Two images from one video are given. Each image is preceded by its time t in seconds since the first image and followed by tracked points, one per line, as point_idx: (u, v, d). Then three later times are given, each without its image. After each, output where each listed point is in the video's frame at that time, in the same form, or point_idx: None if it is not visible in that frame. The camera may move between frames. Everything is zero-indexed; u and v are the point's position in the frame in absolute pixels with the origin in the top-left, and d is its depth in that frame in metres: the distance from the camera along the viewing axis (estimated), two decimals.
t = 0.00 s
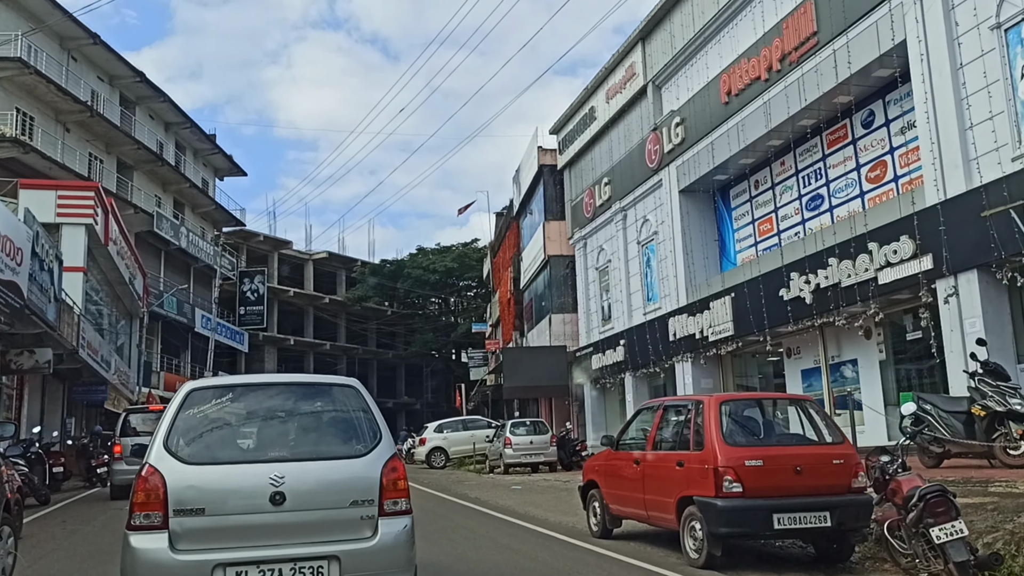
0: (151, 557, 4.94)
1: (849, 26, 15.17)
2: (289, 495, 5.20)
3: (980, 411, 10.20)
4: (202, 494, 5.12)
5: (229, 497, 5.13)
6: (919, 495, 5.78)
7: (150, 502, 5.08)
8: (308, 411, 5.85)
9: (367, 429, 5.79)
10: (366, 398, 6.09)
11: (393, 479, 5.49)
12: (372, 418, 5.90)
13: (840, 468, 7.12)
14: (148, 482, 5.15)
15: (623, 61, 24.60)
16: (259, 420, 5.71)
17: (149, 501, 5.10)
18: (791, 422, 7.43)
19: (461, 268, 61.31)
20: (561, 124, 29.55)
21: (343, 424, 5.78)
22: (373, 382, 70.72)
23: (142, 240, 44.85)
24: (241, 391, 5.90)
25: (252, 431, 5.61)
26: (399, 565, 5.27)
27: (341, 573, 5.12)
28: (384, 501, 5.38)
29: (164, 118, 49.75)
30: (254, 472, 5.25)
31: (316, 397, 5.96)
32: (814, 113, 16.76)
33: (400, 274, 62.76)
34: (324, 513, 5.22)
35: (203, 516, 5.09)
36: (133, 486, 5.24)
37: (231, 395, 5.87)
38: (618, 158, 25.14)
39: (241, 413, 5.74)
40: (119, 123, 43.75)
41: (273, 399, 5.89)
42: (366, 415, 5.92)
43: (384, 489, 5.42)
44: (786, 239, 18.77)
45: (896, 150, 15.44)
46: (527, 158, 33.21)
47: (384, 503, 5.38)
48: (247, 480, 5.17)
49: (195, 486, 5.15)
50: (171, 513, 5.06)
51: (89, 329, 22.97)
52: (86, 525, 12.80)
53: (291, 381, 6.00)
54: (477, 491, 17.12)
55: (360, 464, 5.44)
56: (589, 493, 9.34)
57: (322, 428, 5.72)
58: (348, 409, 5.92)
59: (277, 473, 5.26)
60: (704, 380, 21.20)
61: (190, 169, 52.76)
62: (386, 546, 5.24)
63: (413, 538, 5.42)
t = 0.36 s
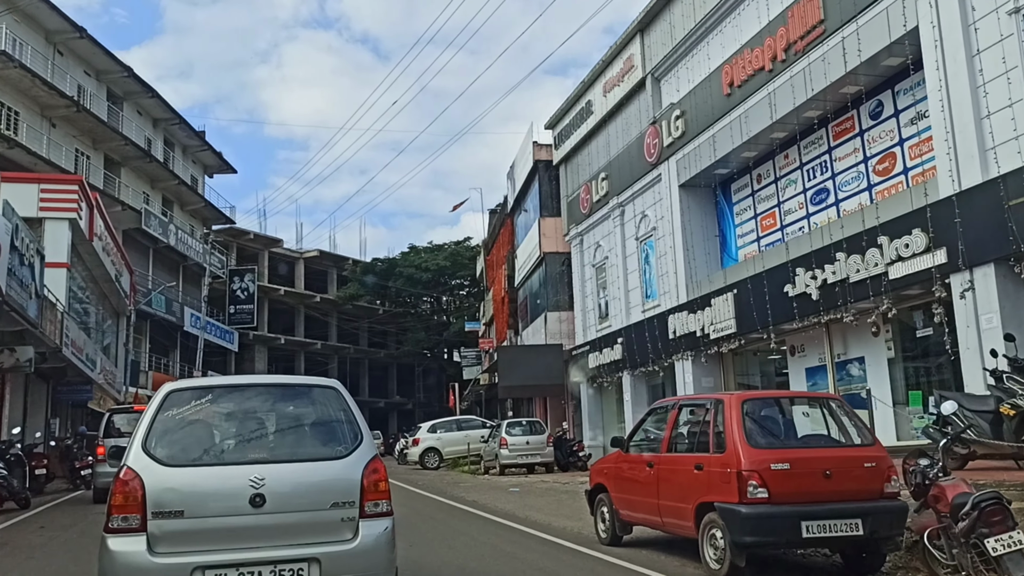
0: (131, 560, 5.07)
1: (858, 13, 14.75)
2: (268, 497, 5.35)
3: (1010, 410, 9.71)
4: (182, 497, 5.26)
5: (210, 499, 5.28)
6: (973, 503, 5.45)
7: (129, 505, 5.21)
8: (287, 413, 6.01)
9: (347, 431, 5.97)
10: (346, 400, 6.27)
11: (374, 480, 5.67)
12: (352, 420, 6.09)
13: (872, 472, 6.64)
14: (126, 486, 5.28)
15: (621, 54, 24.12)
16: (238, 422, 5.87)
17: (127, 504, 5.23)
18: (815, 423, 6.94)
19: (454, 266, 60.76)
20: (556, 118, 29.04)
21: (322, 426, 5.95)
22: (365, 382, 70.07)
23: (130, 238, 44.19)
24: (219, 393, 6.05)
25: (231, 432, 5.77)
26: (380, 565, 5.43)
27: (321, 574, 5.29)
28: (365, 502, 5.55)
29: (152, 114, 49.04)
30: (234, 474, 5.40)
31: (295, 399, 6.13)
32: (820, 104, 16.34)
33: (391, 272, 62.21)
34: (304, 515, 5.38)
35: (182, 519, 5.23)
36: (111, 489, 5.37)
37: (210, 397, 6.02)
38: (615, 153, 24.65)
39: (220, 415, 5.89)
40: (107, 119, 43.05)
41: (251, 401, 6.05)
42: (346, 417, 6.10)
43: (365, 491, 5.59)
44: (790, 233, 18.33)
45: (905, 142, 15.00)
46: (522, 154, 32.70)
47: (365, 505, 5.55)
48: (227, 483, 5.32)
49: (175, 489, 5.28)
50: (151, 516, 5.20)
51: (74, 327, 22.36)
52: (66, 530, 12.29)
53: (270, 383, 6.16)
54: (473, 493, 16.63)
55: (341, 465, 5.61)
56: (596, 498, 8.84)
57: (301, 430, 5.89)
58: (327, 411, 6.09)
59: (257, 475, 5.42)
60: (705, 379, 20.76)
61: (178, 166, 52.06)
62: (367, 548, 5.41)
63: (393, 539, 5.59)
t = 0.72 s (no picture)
0: (109, 563, 5.09)
1: None
2: (249, 500, 5.38)
3: None
4: (161, 499, 5.29)
5: (190, 502, 5.30)
6: None
7: (107, 508, 5.23)
8: (268, 415, 6.02)
9: (330, 432, 5.98)
10: (328, 400, 6.28)
11: (356, 482, 5.70)
12: (333, 421, 6.10)
13: (918, 477, 6.11)
14: (103, 489, 5.30)
15: (623, 45, 23.59)
16: (219, 423, 5.88)
17: (105, 506, 5.26)
18: (853, 424, 6.41)
19: (449, 264, 60.16)
20: (556, 112, 28.48)
21: (303, 428, 5.96)
22: (360, 382, 69.40)
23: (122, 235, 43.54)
24: (199, 394, 6.06)
25: (211, 434, 5.78)
26: (363, 568, 5.47)
27: None
28: (347, 505, 5.58)
29: (144, 110, 48.33)
30: (214, 476, 5.42)
31: (276, 400, 6.13)
32: (831, 94, 15.83)
33: (387, 271, 61.64)
34: (285, 517, 5.41)
35: (161, 522, 5.26)
36: (90, 491, 5.39)
37: (190, 398, 6.03)
38: (617, 146, 24.11)
39: (200, 417, 5.90)
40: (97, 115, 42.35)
41: (231, 402, 6.05)
42: (327, 418, 6.11)
43: (347, 493, 5.62)
44: (799, 228, 17.80)
45: (921, 132, 14.50)
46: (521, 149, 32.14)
47: (348, 507, 5.58)
48: (207, 485, 5.34)
49: (155, 492, 5.30)
50: (129, 519, 5.22)
51: (61, 324, 21.73)
52: (48, 535, 11.74)
53: (250, 384, 6.16)
54: (473, 495, 16.11)
55: (323, 468, 5.63)
56: (611, 503, 8.30)
57: (282, 431, 5.90)
58: (308, 412, 6.10)
59: (238, 477, 5.45)
60: (711, 378, 20.22)
61: (171, 163, 51.36)
62: (349, 550, 5.43)
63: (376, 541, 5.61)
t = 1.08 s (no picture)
0: (87, 565, 4.99)
1: None
2: (232, 500, 5.27)
3: None
4: (141, 501, 5.18)
5: (171, 503, 5.20)
6: None
7: (85, 509, 5.12)
8: (251, 416, 5.92)
9: (314, 433, 5.89)
10: (312, 401, 6.19)
11: (341, 482, 5.60)
12: (318, 421, 6.01)
13: (987, 483, 5.50)
14: (82, 490, 5.20)
15: (630, 34, 22.99)
16: (201, 424, 5.78)
17: (84, 508, 5.15)
18: (910, 424, 5.79)
19: (449, 263, 59.57)
20: (560, 105, 27.90)
21: (287, 429, 5.87)
22: (358, 381, 68.75)
23: (116, 232, 42.91)
24: (181, 395, 5.95)
25: (192, 434, 5.68)
26: (348, 570, 5.36)
27: None
28: (332, 505, 5.48)
29: (139, 105, 47.66)
30: (195, 477, 5.31)
31: (260, 401, 6.03)
32: (851, 81, 15.25)
33: (385, 269, 61.05)
34: (270, 518, 5.30)
35: (141, 524, 5.15)
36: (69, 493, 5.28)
37: (172, 398, 5.92)
38: (623, 139, 23.51)
39: (181, 418, 5.79)
40: (91, 110, 41.68)
41: (214, 402, 5.95)
42: (312, 418, 6.02)
43: (332, 493, 5.52)
44: (815, 221, 17.21)
45: (947, 119, 13.92)
46: (524, 144, 31.52)
47: (332, 508, 5.48)
48: (189, 486, 5.23)
49: (135, 493, 5.20)
50: (108, 521, 5.12)
51: (50, 321, 21.07)
52: (32, 541, 11.14)
53: (232, 384, 6.06)
54: (478, 498, 15.52)
55: (307, 468, 5.53)
56: (635, 510, 7.69)
57: (266, 432, 5.80)
58: (293, 413, 6.00)
59: (221, 478, 5.34)
60: (722, 376, 19.57)
61: (167, 159, 50.71)
62: (334, 552, 5.33)
63: (362, 543, 5.51)
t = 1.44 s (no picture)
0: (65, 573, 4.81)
1: None
2: (217, 506, 5.14)
3: None
4: (124, 507, 5.02)
5: (155, 508, 5.05)
6: None
7: (64, 515, 4.95)
8: (238, 419, 5.79)
9: (302, 435, 5.77)
10: (301, 403, 6.06)
11: (330, 487, 5.48)
12: (307, 423, 5.89)
13: None
14: (62, 496, 5.02)
15: (639, 25, 22.43)
16: (185, 426, 5.66)
17: (63, 514, 4.97)
18: (981, 426, 5.21)
19: (450, 261, 59.05)
20: (565, 99, 27.37)
21: (274, 432, 5.75)
22: (358, 380, 68.21)
23: (114, 231, 42.36)
24: (165, 397, 5.81)
25: (177, 438, 5.56)
26: None
27: None
28: (321, 510, 5.36)
29: (137, 101, 47.06)
30: (180, 481, 5.17)
31: (247, 403, 5.91)
32: (871, 69, 14.70)
33: (386, 268, 60.52)
34: (256, 523, 5.18)
35: (123, 530, 4.99)
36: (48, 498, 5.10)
37: (155, 400, 5.79)
38: (631, 132, 22.94)
39: (166, 421, 5.66)
40: (88, 105, 41.08)
41: (199, 405, 5.83)
42: (301, 421, 5.90)
43: (321, 498, 5.40)
44: (832, 215, 16.64)
45: (975, 107, 13.35)
46: (528, 139, 30.96)
47: (321, 513, 5.36)
48: (172, 491, 5.09)
49: (117, 498, 5.04)
50: (88, 527, 4.95)
51: (43, 317, 20.48)
52: (17, 548, 10.58)
53: (218, 386, 5.94)
54: (484, 501, 15.00)
55: (295, 472, 5.41)
56: (664, 519, 7.15)
57: (252, 435, 5.68)
58: (280, 416, 5.88)
59: (206, 483, 5.20)
60: (734, 375, 19.03)
61: (165, 156, 50.14)
62: (322, 557, 5.22)
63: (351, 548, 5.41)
